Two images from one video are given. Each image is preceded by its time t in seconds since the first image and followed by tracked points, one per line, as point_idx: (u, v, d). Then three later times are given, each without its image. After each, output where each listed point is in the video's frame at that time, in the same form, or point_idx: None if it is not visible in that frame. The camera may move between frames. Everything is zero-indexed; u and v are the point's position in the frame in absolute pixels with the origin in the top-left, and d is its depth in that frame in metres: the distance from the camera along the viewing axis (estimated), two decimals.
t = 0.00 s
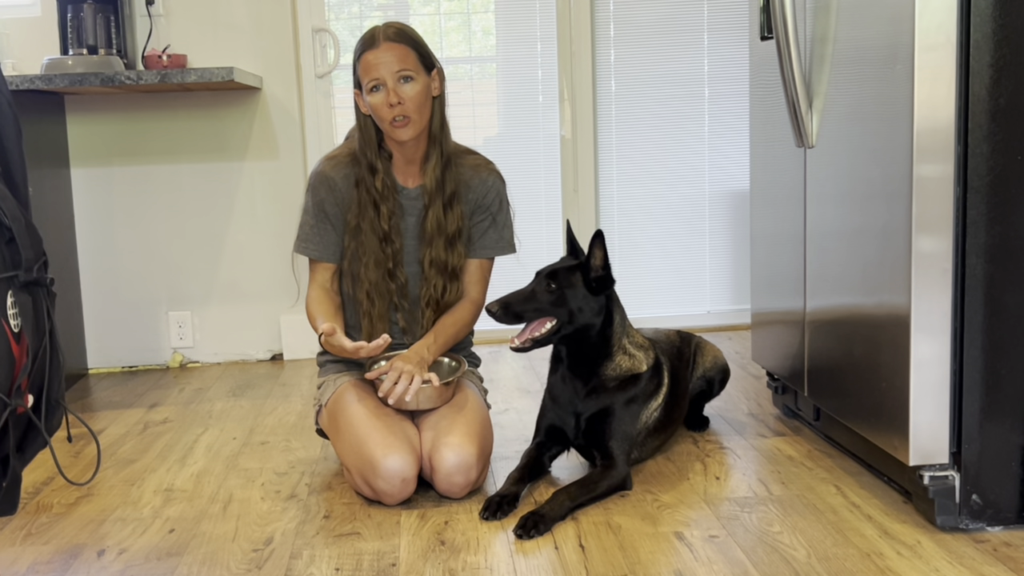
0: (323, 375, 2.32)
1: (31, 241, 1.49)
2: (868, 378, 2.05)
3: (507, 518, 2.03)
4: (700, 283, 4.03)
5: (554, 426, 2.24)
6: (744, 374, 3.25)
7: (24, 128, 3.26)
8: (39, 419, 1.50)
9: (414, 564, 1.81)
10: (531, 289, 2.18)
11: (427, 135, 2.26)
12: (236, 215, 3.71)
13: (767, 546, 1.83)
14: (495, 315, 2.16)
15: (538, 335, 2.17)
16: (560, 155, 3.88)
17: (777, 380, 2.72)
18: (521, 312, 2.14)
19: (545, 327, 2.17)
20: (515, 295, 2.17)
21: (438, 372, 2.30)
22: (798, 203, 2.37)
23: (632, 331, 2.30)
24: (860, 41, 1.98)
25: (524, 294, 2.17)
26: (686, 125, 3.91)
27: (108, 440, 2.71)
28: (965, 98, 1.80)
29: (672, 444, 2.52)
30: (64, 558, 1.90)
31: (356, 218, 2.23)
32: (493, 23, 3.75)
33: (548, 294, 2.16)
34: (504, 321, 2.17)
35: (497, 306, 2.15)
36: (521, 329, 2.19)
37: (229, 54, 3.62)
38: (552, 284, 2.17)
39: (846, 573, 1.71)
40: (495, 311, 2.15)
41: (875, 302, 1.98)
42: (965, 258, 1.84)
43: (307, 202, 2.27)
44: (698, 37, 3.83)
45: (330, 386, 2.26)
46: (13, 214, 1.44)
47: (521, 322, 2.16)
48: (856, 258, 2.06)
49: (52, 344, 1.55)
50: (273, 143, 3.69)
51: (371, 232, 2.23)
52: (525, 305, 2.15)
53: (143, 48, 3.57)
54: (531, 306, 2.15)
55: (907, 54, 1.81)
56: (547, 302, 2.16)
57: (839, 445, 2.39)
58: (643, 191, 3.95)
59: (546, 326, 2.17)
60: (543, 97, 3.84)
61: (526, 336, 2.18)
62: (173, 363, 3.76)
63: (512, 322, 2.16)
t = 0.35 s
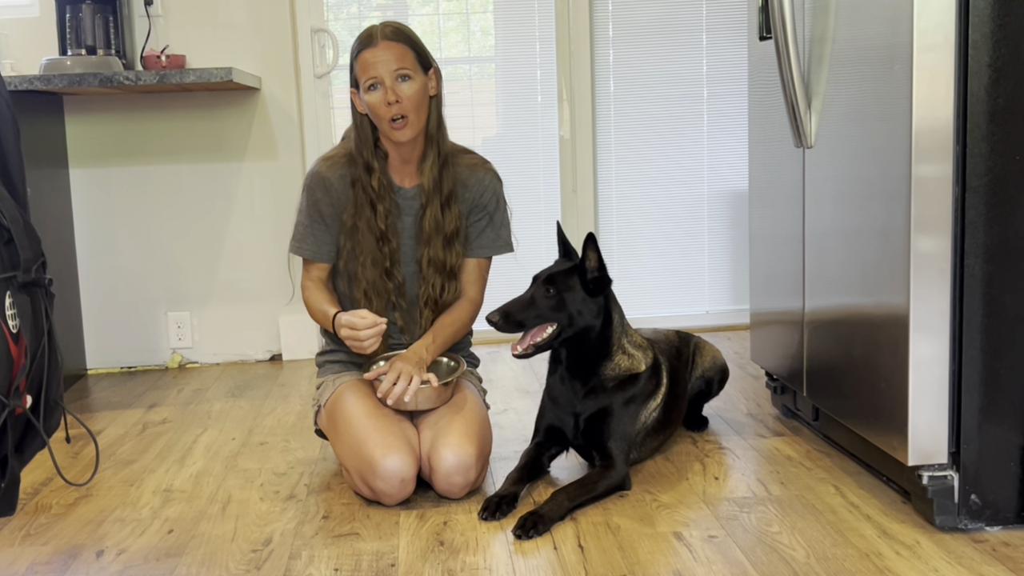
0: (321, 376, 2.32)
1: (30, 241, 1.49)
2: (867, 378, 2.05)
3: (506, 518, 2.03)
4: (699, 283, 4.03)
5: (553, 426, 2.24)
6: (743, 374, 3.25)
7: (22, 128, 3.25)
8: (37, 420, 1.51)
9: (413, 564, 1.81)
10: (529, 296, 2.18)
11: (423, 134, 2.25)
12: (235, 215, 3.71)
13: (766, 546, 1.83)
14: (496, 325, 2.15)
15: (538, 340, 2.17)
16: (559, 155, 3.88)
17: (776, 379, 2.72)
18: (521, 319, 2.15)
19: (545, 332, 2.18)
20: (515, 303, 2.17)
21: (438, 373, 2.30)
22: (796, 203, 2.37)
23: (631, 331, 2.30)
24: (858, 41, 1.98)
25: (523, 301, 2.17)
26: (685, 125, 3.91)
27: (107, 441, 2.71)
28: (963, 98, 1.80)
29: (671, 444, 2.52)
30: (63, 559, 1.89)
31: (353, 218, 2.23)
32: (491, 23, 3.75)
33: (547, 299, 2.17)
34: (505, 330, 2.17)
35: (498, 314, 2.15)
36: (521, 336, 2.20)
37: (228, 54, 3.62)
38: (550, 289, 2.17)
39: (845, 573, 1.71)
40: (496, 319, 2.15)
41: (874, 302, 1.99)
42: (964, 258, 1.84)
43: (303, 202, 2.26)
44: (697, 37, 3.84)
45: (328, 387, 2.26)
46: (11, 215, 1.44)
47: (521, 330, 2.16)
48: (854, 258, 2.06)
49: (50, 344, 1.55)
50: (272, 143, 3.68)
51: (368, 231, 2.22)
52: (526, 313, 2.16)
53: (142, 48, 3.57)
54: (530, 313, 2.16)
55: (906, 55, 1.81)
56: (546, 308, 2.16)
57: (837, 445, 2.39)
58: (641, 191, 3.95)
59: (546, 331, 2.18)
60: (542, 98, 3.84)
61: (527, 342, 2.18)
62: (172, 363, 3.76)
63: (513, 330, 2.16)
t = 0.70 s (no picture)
0: (320, 378, 2.33)
1: (29, 242, 1.49)
2: (866, 378, 2.05)
3: (505, 518, 2.03)
4: (698, 283, 4.03)
5: (552, 427, 2.24)
6: (742, 374, 3.25)
7: (21, 129, 3.25)
8: (36, 420, 1.52)
9: (411, 564, 1.82)
10: (530, 307, 2.17)
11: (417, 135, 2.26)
12: (234, 215, 3.71)
13: (765, 546, 1.83)
14: (500, 341, 2.14)
15: (542, 351, 2.17)
16: (558, 156, 3.88)
17: (775, 380, 2.73)
18: (524, 334, 2.14)
19: (546, 344, 2.17)
20: (516, 316, 2.16)
21: (437, 373, 2.29)
22: (795, 203, 2.37)
23: (629, 332, 2.30)
24: (857, 41, 1.98)
25: (524, 314, 2.16)
26: (684, 125, 3.91)
27: (106, 442, 2.71)
28: (962, 99, 1.81)
29: (670, 444, 2.52)
30: (62, 560, 1.89)
31: (346, 214, 2.21)
32: (490, 23, 3.75)
33: (548, 309, 2.16)
34: (510, 346, 2.16)
35: (502, 331, 2.14)
36: (523, 348, 2.19)
37: (226, 55, 3.62)
38: (551, 299, 2.17)
39: (843, 573, 1.71)
40: (500, 336, 2.14)
41: (872, 302, 1.99)
42: (962, 259, 1.84)
43: (296, 205, 2.25)
44: (696, 38, 3.84)
45: (327, 388, 2.26)
46: (10, 215, 1.45)
47: (525, 344, 2.16)
48: (853, 259, 2.06)
49: (49, 345, 1.56)
50: (270, 144, 3.68)
51: (362, 228, 2.21)
52: (530, 327, 2.15)
53: (141, 48, 3.56)
54: (532, 326, 2.15)
55: (904, 55, 1.81)
56: (547, 318, 2.16)
57: (836, 445, 2.39)
58: (641, 192, 3.96)
59: (548, 343, 2.17)
60: (540, 98, 3.84)
61: (531, 354, 2.17)
62: (171, 364, 3.76)
63: (518, 344, 2.16)
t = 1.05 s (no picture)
0: (318, 379, 2.32)
1: (27, 244, 1.51)
2: (863, 378, 2.06)
3: (503, 518, 2.03)
4: (696, 283, 4.04)
5: (551, 428, 2.24)
6: (741, 374, 3.25)
7: (20, 129, 3.25)
8: (34, 422, 1.53)
9: (410, 565, 1.82)
10: (527, 309, 2.18)
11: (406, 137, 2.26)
12: (232, 215, 3.71)
13: (763, 546, 1.83)
14: (497, 343, 2.15)
15: (540, 353, 2.17)
16: (556, 156, 3.88)
17: (773, 380, 2.73)
18: (522, 336, 2.15)
19: (545, 345, 2.18)
20: (515, 319, 2.17)
21: (434, 373, 2.30)
22: (792, 203, 2.37)
23: (627, 332, 2.30)
24: (854, 41, 1.99)
25: (522, 315, 2.17)
26: (682, 125, 3.91)
27: (104, 442, 2.71)
28: (959, 99, 1.81)
29: (668, 444, 2.52)
30: (60, 560, 1.89)
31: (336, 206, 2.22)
32: (489, 23, 3.75)
33: (545, 313, 2.17)
34: (507, 347, 2.16)
35: (499, 334, 2.14)
36: (521, 350, 2.20)
37: (225, 55, 3.62)
38: (548, 301, 2.17)
39: (841, 573, 1.71)
40: (496, 337, 2.14)
41: (870, 302, 1.99)
42: (960, 259, 1.84)
43: (285, 205, 2.24)
44: (694, 38, 3.84)
45: (325, 388, 2.26)
46: (8, 217, 1.46)
47: (523, 346, 2.16)
48: (851, 259, 2.06)
49: (47, 346, 1.58)
50: (269, 144, 3.68)
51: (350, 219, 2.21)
52: (528, 330, 2.15)
53: (139, 49, 3.56)
54: (530, 328, 2.15)
55: (901, 55, 1.81)
56: (545, 321, 2.16)
57: (834, 445, 2.39)
58: (640, 193, 3.96)
59: (546, 344, 2.18)
60: (539, 99, 3.84)
61: (530, 355, 2.18)
62: (169, 364, 3.76)
63: (515, 347, 2.16)
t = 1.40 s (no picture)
0: (317, 379, 2.33)
1: (25, 246, 1.56)
2: (862, 377, 2.06)
3: (502, 518, 2.03)
4: (695, 283, 4.04)
5: (550, 428, 2.24)
6: (739, 374, 3.25)
7: (18, 130, 3.25)
8: (32, 421, 1.58)
9: (409, 565, 1.82)
10: (520, 303, 2.18)
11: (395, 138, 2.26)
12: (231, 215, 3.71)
13: (762, 546, 1.83)
14: (487, 333, 2.15)
15: (530, 347, 2.18)
16: (555, 156, 3.88)
17: (772, 380, 2.73)
18: (512, 329, 2.15)
19: (535, 341, 2.19)
20: (506, 311, 2.17)
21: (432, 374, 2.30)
22: (791, 203, 2.37)
23: (626, 333, 2.31)
24: (852, 41, 1.99)
25: (513, 309, 2.17)
26: (681, 125, 3.91)
27: (103, 443, 2.71)
28: (958, 98, 1.81)
29: (667, 444, 2.52)
30: (59, 561, 1.89)
31: (330, 202, 2.22)
32: (488, 24, 3.75)
33: (537, 308, 2.17)
34: (497, 338, 2.17)
35: (489, 322, 2.15)
36: (512, 343, 2.21)
37: (224, 55, 3.62)
38: (541, 296, 2.18)
39: (840, 573, 1.71)
40: (487, 328, 2.15)
41: (868, 302, 1.99)
42: (959, 258, 1.84)
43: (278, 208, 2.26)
44: (692, 38, 3.84)
45: (324, 389, 2.26)
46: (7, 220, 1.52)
47: (512, 338, 2.17)
48: (849, 259, 2.06)
49: (45, 346, 1.62)
50: (267, 145, 3.68)
51: (344, 213, 2.21)
52: (519, 323, 2.16)
53: (137, 50, 3.56)
54: (520, 321, 2.16)
55: (899, 55, 1.81)
56: (536, 317, 2.16)
57: (832, 445, 2.39)
58: (638, 193, 3.96)
59: (536, 340, 2.18)
60: (537, 99, 3.84)
61: (519, 348, 2.18)
62: (168, 365, 3.76)
63: (505, 338, 2.17)
